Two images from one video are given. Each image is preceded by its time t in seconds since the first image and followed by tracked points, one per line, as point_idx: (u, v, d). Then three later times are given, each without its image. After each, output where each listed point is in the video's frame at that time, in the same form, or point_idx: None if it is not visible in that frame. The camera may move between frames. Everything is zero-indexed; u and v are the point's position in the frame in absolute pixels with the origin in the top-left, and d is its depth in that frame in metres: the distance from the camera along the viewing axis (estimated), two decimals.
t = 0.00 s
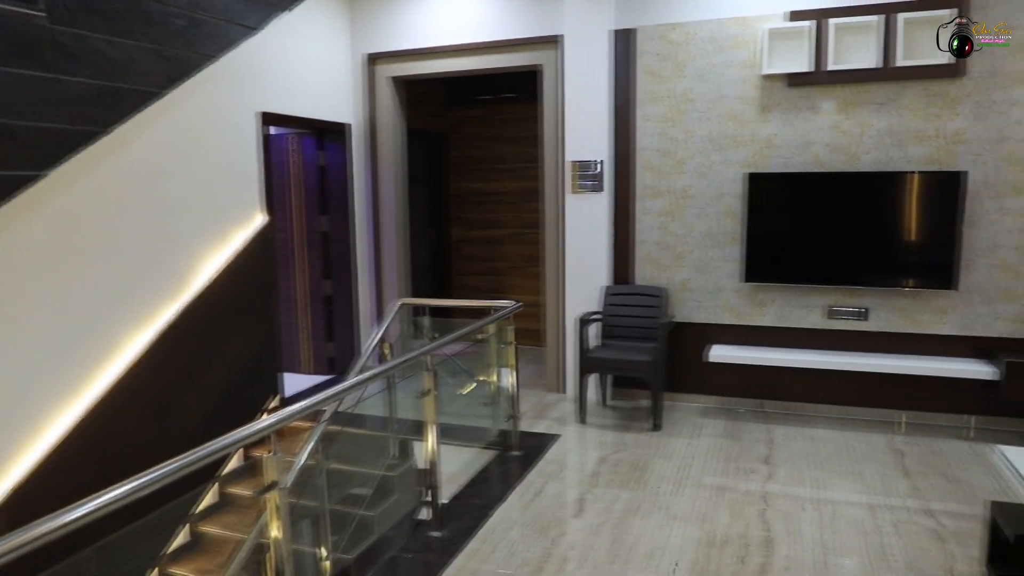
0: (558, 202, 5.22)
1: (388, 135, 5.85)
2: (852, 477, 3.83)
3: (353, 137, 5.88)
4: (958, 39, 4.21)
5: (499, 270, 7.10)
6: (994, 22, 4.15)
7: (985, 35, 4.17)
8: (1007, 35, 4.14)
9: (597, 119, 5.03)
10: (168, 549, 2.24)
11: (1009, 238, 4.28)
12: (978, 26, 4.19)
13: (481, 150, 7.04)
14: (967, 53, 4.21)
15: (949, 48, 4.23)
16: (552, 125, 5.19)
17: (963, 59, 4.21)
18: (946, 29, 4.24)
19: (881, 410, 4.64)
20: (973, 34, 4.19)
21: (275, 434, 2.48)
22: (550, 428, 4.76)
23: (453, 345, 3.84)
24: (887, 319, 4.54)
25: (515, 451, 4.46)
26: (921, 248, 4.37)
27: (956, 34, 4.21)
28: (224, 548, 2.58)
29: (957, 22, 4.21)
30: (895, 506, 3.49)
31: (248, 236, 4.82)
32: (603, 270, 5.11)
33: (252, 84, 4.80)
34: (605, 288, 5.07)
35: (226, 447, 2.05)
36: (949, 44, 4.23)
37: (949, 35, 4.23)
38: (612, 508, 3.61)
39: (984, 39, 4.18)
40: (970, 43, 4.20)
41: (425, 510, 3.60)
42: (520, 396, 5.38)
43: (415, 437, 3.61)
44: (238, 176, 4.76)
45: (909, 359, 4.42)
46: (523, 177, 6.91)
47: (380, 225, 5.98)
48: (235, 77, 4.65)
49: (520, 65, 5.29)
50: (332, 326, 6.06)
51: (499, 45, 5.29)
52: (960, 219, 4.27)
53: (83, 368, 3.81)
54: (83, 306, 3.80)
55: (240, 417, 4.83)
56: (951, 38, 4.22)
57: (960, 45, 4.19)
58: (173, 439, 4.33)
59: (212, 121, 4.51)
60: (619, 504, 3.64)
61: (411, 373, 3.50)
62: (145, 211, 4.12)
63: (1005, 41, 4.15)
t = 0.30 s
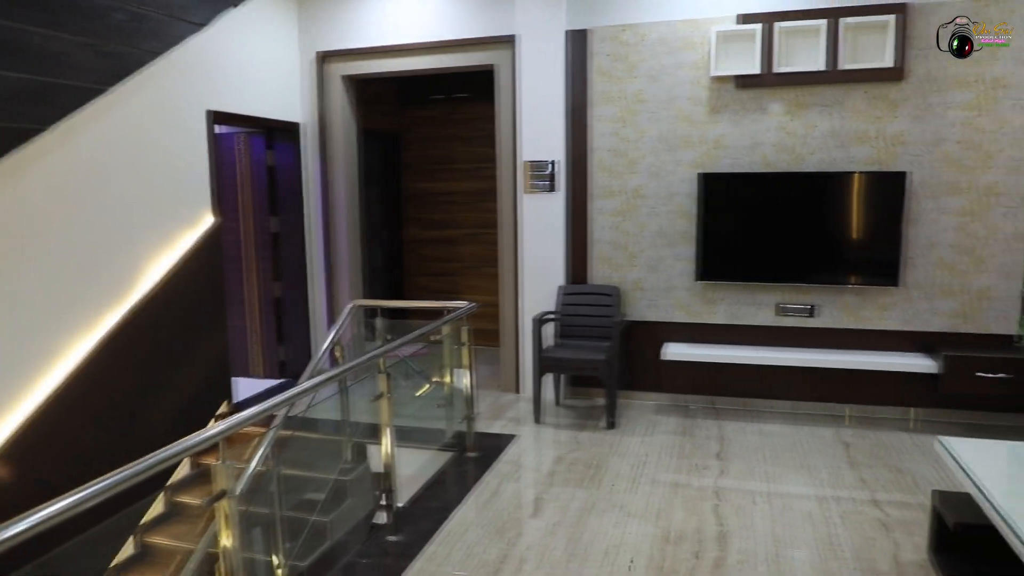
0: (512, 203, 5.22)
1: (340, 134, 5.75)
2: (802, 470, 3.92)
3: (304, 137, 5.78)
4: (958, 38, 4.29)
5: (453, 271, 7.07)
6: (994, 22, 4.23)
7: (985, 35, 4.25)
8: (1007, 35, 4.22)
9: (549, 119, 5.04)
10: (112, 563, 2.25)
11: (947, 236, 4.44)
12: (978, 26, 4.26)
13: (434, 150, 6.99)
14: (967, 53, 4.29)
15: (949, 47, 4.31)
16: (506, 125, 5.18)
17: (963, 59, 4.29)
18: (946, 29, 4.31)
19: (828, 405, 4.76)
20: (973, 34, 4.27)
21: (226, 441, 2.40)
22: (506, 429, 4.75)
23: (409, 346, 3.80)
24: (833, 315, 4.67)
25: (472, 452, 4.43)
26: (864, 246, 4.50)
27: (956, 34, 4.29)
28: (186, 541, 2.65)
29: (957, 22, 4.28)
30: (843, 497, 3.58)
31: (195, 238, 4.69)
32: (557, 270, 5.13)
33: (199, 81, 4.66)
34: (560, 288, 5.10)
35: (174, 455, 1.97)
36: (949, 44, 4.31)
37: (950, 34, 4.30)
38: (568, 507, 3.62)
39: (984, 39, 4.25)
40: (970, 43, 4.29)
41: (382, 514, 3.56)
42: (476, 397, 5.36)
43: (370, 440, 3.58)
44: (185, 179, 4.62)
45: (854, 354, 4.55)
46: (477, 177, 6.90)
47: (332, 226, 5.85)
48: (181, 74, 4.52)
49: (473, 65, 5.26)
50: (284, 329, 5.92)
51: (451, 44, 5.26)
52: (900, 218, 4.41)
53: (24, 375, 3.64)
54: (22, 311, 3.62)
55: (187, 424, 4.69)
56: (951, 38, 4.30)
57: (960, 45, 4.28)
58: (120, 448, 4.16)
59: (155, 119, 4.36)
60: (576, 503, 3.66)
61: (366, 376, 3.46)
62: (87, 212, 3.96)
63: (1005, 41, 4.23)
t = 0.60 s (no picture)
0: (466, 203, 5.20)
1: (290, 134, 5.67)
2: (754, 465, 4.00)
3: (253, 136, 5.65)
4: (958, 38, 4.37)
5: (407, 272, 7.01)
6: (994, 23, 4.31)
7: (985, 35, 4.33)
8: (1006, 35, 4.30)
9: (502, 119, 5.03)
10: None
11: (889, 235, 4.60)
12: (978, 27, 4.34)
13: (387, 150, 6.91)
14: (967, 53, 4.37)
15: (949, 47, 4.39)
16: (459, 125, 5.15)
17: (963, 59, 4.37)
18: (946, 29, 4.37)
19: (778, 400, 4.87)
20: (973, 33, 4.35)
21: (175, 450, 2.32)
22: (462, 430, 4.73)
23: (362, 349, 3.75)
24: (782, 312, 4.78)
25: (428, 455, 4.38)
26: (811, 245, 4.62)
27: (957, 33, 4.36)
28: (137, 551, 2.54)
29: (957, 22, 4.35)
30: (795, 491, 3.67)
31: (138, 241, 4.54)
32: (511, 270, 5.13)
33: (142, 78, 4.52)
34: (514, 288, 5.09)
35: (117, 468, 1.90)
36: (950, 43, 4.38)
37: (950, 35, 4.37)
38: (526, 507, 3.62)
39: (984, 39, 4.33)
40: (970, 42, 4.37)
41: (336, 519, 3.51)
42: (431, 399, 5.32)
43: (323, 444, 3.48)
44: (127, 180, 4.46)
45: (803, 350, 4.66)
46: (430, 178, 6.85)
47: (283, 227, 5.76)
48: (122, 70, 4.36)
49: (424, 65, 5.22)
50: (233, 332, 5.78)
51: (402, 43, 5.21)
52: (845, 217, 4.54)
53: None
54: None
55: (131, 432, 4.52)
56: (952, 38, 4.37)
57: (960, 45, 4.36)
58: (58, 459, 3.99)
59: (94, 117, 4.19)
60: (534, 503, 3.66)
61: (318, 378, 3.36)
62: (23, 214, 3.79)
63: (1004, 40, 4.31)
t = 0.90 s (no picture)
0: (417, 203, 5.16)
1: (236, 133, 5.53)
2: (705, 461, 4.07)
3: (196, 135, 5.49)
4: (959, 38, 4.43)
5: (358, 273, 6.92)
6: (994, 23, 4.40)
7: (985, 35, 4.41)
8: (1005, 36, 4.40)
9: (453, 119, 5.00)
10: None
11: (832, 234, 4.73)
12: (979, 27, 4.42)
13: (336, 150, 6.81)
14: (966, 53, 4.44)
15: (950, 47, 4.45)
16: (411, 124, 5.10)
17: (964, 58, 4.43)
18: (949, 28, 4.44)
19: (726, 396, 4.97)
20: (974, 33, 4.42)
21: (119, 460, 2.22)
22: (415, 432, 4.69)
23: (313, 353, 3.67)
24: (730, 310, 4.88)
25: (381, 458, 4.33)
26: (757, 244, 4.72)
27: (958, 33, 4.43)
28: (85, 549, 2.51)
29: (959, 22, 4.43)
30: (744, 484, 3.75)
31: (76, 244, 4.36)
32: (464, 272, 5.11)
33: (79, 74, 4.35)
34: (467, 288, 5.07)
35: (56, 481, 1.80)
36: (950, 43, 4.45)
37: (948, 35, 4.45)
38: (481, 509, 3.60)
39: (984, 39, 4.41)
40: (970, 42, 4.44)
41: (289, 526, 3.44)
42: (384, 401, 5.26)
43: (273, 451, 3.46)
44: (64, 181, 4.28)
45: (751, 347, 4.77)
46: (380, 178, 6.78)
47: (229, 229, 5.61)
48: (55, 66, 4.18)
49: (374, 64, 5.16)
50: (178, 337, 5.61)
51: (351, 42, 5.13)
52: (790, 217, 4.66)
53: None
54: None
55: (70, 442, 4.35)
56: (953, 37, 4.44)
57: (961, 45, 4.42)
58: None
59: (29, 115, 4.01)
60: (489, 504, 3.65)
61: (269, 384, 3.31)
62: None
63: (1004, 41, 4.41)
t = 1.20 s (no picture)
0: (369, 204, 5.09)
1: (181, 132, 5.37)
2: (660, 458, 4.11)
3: (139, 134, 5.32)
4: (960, 38, 4.57)
5: (309, 275, 6.80)
6: (994, 24, 4.55)
7: (985, 35, 4.56)
8: (1004, 36, 4.55)
9: (406, 119, 4.94)
10: None
11: (781, 233, 4.84)
12: (979, 27, 4.56)
13: (285, 150, 6.68)
14: (966, 53, 4.58)
15: (951, 47, 4.57)
16: (362, 124, 5.03)
17: (965, 58, 4.57)
18: (950, 27, 4.57)
19: (679, 393, 5.04)
20: (975, 33, 4.57)
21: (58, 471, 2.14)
22: (370, 435, 4.63)
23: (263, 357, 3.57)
24: (682, 308, 4.96)
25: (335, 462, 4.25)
26: (708, 243, 4.80)
27: (958, 33, 4.57)
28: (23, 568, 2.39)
29: (960, 22, 4.56)
30: (698, 480, 3.80)
31: (10, 246, 4.17)
32: (417, 274, 5.06)
33: (11, 70, 4.16)
34: (421, 289, 5.02)
35: None
36: (951, 43, 4.57)
37: (950, 34, 4.57)
38: (438, 512, 3.57)
39: (984, 39, 4.56)
40: (971, 42, 4.58)
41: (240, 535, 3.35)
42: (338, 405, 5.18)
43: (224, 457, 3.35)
44: None
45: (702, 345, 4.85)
46: (330, 179, 6.68)
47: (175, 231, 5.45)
48: None
49: (323, 63, 5.07)
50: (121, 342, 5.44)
51: (298, 40, 5.03)
52: (739, 216, 4.75)
53: None
54: None
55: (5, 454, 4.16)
56: (954, 38, 4.57)
57: (962, 45, 4.56)
58: None
59: None
60: (446, 507, 3.62)
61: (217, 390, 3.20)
62: None
63: (1003, 41, 4.56)
